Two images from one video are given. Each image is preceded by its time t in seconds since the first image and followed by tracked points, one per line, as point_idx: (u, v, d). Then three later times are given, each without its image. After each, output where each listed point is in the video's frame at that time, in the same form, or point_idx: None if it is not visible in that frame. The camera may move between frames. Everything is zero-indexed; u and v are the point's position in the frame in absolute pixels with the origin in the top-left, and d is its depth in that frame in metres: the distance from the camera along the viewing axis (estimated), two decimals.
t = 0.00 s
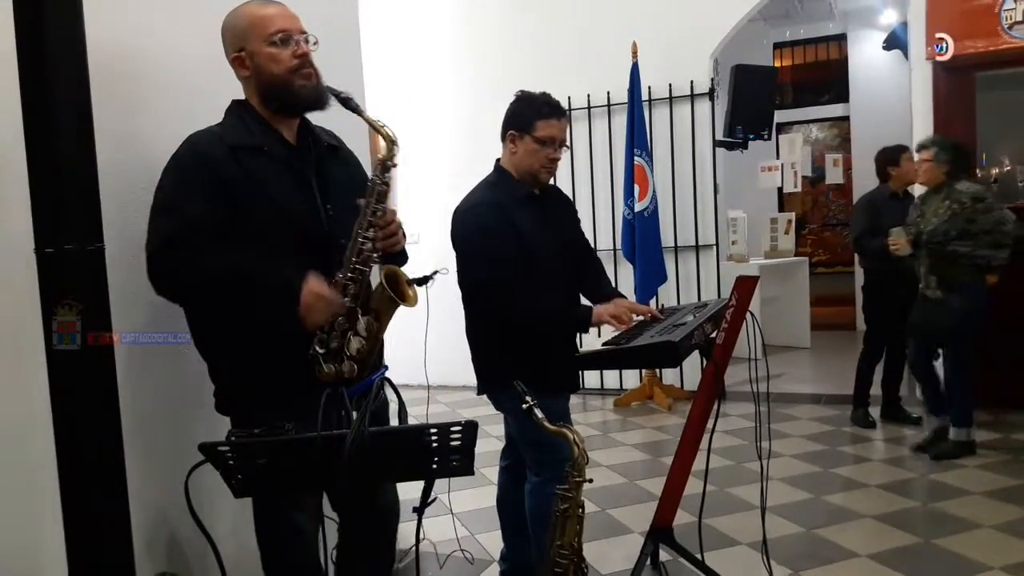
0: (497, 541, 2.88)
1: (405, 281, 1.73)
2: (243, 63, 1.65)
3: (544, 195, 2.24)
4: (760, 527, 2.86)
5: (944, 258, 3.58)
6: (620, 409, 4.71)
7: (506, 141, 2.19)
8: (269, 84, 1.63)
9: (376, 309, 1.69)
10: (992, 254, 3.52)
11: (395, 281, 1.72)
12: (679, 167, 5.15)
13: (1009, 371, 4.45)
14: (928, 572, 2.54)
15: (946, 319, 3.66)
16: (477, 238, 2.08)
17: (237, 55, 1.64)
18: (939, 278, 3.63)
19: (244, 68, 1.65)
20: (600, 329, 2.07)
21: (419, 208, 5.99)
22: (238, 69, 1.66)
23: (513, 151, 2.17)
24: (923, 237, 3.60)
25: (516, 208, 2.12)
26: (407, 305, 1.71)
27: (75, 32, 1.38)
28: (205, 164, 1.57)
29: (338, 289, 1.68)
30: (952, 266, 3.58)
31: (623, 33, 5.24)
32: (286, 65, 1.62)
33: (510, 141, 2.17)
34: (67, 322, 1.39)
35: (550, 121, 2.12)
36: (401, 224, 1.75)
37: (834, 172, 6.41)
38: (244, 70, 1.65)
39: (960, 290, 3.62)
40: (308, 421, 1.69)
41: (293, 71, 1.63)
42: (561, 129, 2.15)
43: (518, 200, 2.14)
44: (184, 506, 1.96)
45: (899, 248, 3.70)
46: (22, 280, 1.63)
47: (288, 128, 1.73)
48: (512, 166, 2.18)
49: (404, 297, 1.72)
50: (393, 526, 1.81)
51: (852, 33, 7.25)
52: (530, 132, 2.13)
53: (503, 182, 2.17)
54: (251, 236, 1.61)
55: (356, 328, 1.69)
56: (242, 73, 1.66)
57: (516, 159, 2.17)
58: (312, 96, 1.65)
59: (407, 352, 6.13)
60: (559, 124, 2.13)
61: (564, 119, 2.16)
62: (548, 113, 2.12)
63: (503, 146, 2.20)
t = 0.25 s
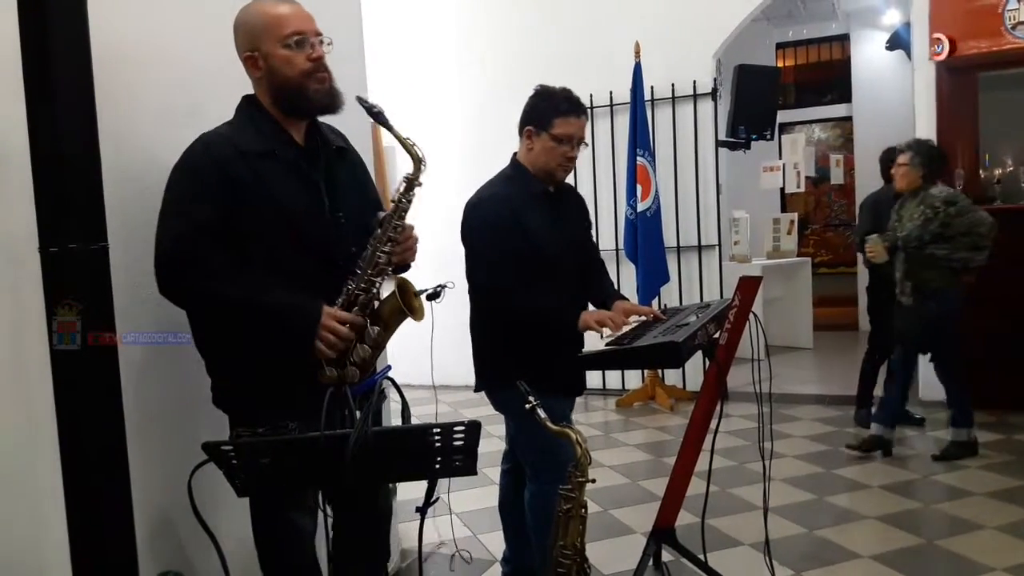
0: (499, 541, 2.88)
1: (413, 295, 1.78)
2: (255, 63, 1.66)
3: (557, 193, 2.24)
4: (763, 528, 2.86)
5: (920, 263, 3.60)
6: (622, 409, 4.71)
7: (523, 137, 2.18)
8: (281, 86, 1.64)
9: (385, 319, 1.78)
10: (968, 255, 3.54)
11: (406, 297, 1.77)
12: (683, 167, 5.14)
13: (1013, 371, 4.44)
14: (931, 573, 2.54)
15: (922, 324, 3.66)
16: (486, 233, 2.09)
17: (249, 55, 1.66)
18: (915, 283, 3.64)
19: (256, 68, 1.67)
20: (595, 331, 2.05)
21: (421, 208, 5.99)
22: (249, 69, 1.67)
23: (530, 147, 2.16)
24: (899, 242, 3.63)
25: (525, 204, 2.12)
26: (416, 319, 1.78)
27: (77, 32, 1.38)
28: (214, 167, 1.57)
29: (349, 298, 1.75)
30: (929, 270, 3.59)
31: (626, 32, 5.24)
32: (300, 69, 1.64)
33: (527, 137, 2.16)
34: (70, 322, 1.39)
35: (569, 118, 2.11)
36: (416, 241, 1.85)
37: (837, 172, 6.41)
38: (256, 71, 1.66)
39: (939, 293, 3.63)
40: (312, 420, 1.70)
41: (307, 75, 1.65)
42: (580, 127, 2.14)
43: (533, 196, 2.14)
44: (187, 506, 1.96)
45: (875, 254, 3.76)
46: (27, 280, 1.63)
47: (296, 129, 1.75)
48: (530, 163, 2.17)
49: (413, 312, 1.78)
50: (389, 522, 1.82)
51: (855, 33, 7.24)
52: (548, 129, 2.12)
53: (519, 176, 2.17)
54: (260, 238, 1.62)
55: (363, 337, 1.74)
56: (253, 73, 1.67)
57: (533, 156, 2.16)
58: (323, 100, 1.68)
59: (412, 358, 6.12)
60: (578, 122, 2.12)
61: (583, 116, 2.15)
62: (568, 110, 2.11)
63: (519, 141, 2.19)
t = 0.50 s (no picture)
0: (500, 541, 2.88)
1: (420, 299, 1.79)
2: (266, 65, 1.67)
3: (568, 194, 2.24)
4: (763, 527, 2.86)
5: (897, 261, 3.60)
6: (623, 408, 4.71)
7: (533, 135, 2.18)
8: (292, 88, 1.66)
9: (390, 323, 1.77)
10: (945, 253, 3.56)
11: (411, 301, 1.78)
12: (684, 166, 5.14)
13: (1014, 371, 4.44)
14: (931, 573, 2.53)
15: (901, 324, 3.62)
16: (490, 230, 2.07)
17: (261, 56, 1.67)
18: (892, 282, 3.64)
19: (266, 69, 1.68)
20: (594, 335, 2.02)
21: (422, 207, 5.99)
22: (259, 69, 1.68)
23: (541, 146, 2.16)
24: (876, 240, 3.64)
25: (530, 202, 2.11)
26: (422, 323, 1.78)
27: (78, 32, 1.38)
28: (224, 167, 1.57)
29: (356, 299, 1.77)
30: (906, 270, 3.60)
31: (627, 32, 5.23)
32: (310, 72, 1.66)
33: (537, 136, 2.16)
34: (71, 322, 1.40)
35: (578, 118, 2.10)
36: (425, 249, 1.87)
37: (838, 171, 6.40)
38: (267, 72, 1.67)
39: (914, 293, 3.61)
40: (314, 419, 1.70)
41: (318, 78, 1.67)
42: (591, 126, 2.13)
43: (538, 196, 2.14)
44: (189, 504, 1.96)
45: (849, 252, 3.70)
46: (29, 280, 1.63)
47: (304, 130, 1.76)
48: (538, 162, 2.17)
49: (418, 315, 1.79)
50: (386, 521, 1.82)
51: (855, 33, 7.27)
52: (558, 128, 2.11)
53: (528, 173, 2.17)
54: (268, 239, 1.62)
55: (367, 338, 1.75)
56: (264, 74, 1.68)
57: (542, 155, 2.16)
58: (333, 104, 1.70)
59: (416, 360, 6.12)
60: (588, 121, 2.11)
61: (594, 116, 2.14)
62: (578, 109, 2.10)
63: (529, 139, 2.19)
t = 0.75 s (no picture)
0: (501, 539, 2.88)
1: (431, 291, 1.90)
2: (279, 63, 1.69)
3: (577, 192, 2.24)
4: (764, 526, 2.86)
5: (886, 261, 3.52)
6: (623, 407, 4.71)
7: (543, 132, 2.17)
8: (303, 86, 1.67)
9: (400, 313, 1.88)
10: (931, 253, 3.47)
11: (423, 293, 1.88)
12: (684, 165, 5.14)
13: (1015, 370, 4.44)
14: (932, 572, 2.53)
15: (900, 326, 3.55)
16: (497, 224, 2.07)
17: (273, 54, 1.68)
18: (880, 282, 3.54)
19: (279, 68, 1.69)
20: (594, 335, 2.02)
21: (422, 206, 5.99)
22: (271, 68, 1.70)
23: (550, 145, 2.16)
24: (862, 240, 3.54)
25: (535, 198, 2.11)
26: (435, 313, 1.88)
27: (81, 30, 1.38)
28: (236, 164, 1.57)
29: (367, 290, 1.84)
30: (894, 269, 3.52)
31: (628, 31, 5.23)
32: (322, 71, 1.67)
33: (546, 134, 2.16)
34: (71, 322, 1.39)
35: (588, 117, 2.09)
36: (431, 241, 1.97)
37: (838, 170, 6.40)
38: (280, 70, 1.69)
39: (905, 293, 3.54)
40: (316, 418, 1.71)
41: (329, 77, 1.68)
42: (601, 125, 2.12)
43: (544, 198, 2.13)
44: (189, 502, 1.96)
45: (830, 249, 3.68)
46: (30, 278, 1.63)
47: (316, 128, 1.78)
48: (546, 160, 2.17)
49: (427, 307, 1.90)
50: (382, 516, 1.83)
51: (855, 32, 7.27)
52: (566, 127, 2.11)
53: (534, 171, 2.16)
54: (279, 236, 1.63)
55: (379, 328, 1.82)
56: (276, 72, 1.69)
57: (551, 153, 2.16)
58: (343, 104, 1.71)
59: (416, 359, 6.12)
60: (597, 120, 2.10)
61: (604, 115, 2.12)
62: (586, 108, 2.09)
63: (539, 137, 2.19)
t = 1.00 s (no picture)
0: (503, 538, 2.88)
1: (440, 268, 1.91)
2: (283, 61, 1.71)
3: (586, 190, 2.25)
4: (766, 525, 2.86)
5: (886, 258, 3.48)
6: (624, 406, 4.70)
7: (552, 130, 2.19)
8: (307, 84, 1.70)
9: (416, 294, 1.87)
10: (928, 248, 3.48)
11: (435, 271, 1.89)
12: (686, 163, 5.14)
13: (1016, 369, 4.43)
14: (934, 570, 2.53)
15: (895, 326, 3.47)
16: (504, 223, 2.05)
17: (279, 53, 1.71)
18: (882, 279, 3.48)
19: (283, 65, 1.72)
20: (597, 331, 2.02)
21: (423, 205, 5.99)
22: (277, 66, 1.72)
23: (559, 143, 2.17)
24: (862, 237, 3.50)
25: (540, 197, 2.09)
26: (450, 288, 1.89)
27: (82, 27, 1.38)
28: (244, 161, 1.61)
29: (379, 274, 1.84)
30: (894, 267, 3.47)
31: (629, 29, 5.23)
32: (325, 70, 1.69)
33: (555, 132, 2.17)
34: (73, 322, 1.39)
35: (595, 116, 2.09)
36: (439, 221, 1.97)
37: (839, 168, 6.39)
38: (284, 68, 1.71)
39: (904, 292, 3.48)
40: (318, 417, 1.71)
41: (333, 75, 1.70)
42: (609, 123, 2.12)
43: (555, 195, 2.12)
44: (191, 501, 1.96)
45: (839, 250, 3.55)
46: (32, 277, 1.63)
47: (321, 125, 1.80)
48: (555, 158, 2.18)
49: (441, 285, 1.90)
50: (384, 513, 1.83)
51: (858, 30, 7.20)
52: (574, 126, 2.11)
53: (538, 171, 2.16)
54: (289, 231, 1.66)
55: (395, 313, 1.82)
56: (281, 71, 1.73)
57: (560, 152, 2.17)
58: (346, 103, 1.74)
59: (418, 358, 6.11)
60: (605, 119, 2.11)
61: (613, 113, 2.12)
62: (594, 107, 2.09)
63: (549, 135, 2.20)
